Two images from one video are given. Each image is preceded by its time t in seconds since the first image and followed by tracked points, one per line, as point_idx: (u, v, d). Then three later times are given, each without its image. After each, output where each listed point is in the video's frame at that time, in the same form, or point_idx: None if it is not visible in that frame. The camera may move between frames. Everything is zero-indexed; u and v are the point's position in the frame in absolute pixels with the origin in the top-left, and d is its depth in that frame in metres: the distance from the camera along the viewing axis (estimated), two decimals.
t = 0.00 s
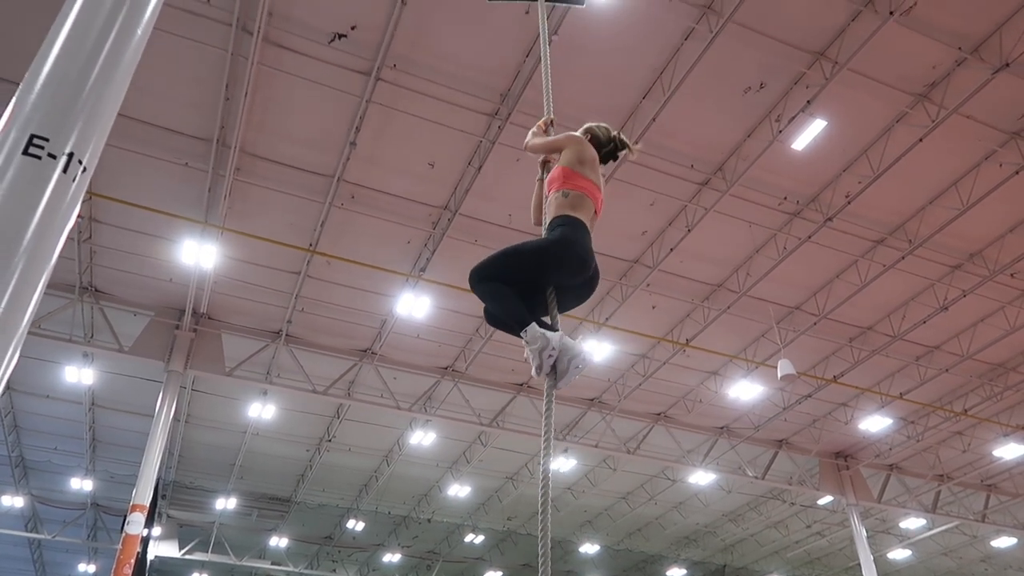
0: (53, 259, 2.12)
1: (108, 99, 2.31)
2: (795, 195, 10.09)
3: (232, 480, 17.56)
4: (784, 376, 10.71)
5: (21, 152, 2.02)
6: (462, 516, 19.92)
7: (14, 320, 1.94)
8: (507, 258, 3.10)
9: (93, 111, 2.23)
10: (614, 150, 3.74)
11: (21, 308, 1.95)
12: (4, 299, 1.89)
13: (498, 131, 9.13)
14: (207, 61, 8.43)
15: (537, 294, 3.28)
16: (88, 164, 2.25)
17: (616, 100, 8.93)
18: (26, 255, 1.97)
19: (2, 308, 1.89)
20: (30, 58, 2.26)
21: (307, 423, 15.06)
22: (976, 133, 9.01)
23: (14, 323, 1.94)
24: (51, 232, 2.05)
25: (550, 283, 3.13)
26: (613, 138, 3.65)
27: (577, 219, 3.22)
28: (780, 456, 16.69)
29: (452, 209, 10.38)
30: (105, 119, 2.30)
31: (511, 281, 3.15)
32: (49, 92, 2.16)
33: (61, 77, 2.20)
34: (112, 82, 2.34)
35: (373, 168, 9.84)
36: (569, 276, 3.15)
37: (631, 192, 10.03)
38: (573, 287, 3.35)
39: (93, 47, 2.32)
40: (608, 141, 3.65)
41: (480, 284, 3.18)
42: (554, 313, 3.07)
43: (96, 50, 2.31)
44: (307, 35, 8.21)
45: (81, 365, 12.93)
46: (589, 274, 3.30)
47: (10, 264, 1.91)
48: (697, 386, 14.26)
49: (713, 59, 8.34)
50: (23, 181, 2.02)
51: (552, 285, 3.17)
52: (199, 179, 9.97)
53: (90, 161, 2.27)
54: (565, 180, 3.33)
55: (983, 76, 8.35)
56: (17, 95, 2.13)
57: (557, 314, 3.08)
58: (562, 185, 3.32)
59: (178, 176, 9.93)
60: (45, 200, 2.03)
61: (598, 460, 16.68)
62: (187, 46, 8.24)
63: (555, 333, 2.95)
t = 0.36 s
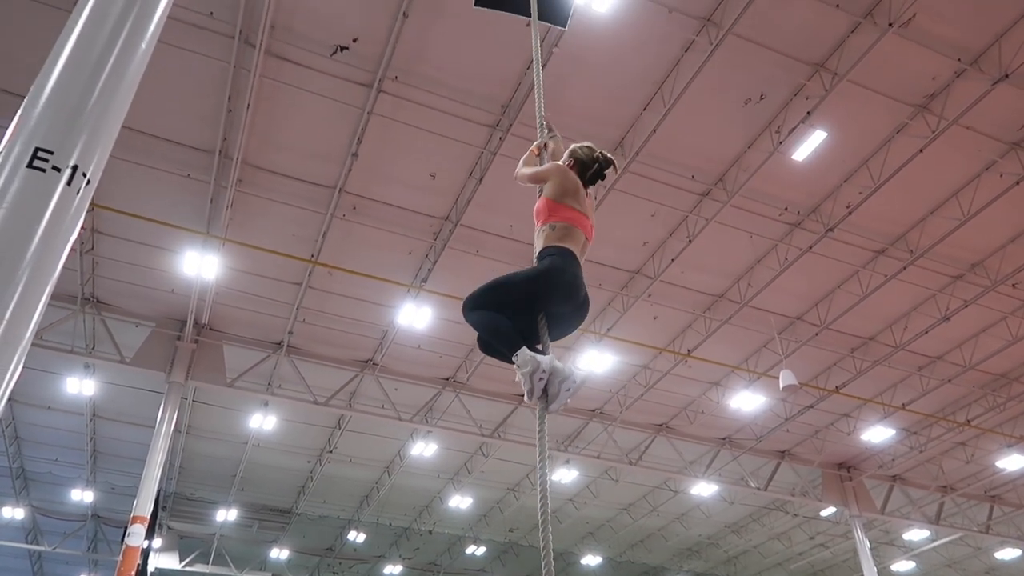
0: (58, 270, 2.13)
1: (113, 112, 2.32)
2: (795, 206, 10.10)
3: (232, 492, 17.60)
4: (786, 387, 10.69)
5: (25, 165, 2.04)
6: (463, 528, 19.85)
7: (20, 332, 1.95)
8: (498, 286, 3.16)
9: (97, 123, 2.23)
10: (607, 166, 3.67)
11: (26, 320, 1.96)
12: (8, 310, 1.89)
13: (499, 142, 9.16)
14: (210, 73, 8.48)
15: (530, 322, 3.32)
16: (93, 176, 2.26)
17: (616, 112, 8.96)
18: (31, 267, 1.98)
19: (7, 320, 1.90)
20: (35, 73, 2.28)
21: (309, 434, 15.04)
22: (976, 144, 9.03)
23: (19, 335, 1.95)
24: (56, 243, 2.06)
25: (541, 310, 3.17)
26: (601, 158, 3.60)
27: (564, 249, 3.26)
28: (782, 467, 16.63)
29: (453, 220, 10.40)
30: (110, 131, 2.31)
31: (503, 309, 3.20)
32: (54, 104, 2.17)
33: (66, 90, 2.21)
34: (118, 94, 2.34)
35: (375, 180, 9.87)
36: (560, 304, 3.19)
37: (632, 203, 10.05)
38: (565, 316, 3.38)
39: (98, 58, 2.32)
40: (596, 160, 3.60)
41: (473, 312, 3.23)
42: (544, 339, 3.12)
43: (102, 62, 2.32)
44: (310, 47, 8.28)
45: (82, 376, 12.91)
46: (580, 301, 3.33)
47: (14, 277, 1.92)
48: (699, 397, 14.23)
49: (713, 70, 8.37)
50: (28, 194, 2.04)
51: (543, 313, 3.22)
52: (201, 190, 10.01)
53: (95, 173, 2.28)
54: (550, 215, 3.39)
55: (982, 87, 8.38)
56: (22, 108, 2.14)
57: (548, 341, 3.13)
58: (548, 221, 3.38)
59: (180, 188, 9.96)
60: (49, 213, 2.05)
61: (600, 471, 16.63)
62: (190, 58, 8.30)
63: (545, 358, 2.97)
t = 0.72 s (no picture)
0: (61, 279, 2.13)
1: (117, 121, 2.32)
2: (797, 212, 10.11)
3: (234, 500, 17.61)
4: (789, 393, 10.67)
5: (29, 175, 2.05)
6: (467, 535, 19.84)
7: (23, 342, 1.95)
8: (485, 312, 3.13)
9: (100, 132, 2.23)
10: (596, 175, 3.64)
11: (29, 329, 1.96)
12: (11, 320, 1.90)
13: (500, 150, 9.17)
14: (212, 82, 8.51)
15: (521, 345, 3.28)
16: (96, 186, 2.26)
17: (618, 119, 8.98)
18: (34, 276, 1.98)
19: (9, 330, 1.90)
20: (40, 82, 2.29)
21: (311, 441, 15.02)
22: (977, 149, 9.03)
23: (23, 344, 1.95)
24: (59, 252, 2.07)
25: (529, 332, 3.13)
26: (589, 170, 3.58)
27: (551, 270, 3.27)
28: (786, 473, 16.58)
29: (455, 227, 10.40)
30: (113, 140, 2.31)
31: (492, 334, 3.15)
32: (58, 114, 2.18)
33: (69, 100, 2.22)
34: (121, 103, 2.34)
35: (377, 187, 9.89)
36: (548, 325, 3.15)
37: (633, 209, 10.06)
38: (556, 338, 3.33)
39: (101, 67, 2.32)
40: (584, 173, 3.58)
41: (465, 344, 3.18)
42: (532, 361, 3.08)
43: (105, 72, 2.31)
44: (312, 56, 8.31)
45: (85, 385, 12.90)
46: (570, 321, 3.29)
47: (17, 286, 1.92)
48: (702, 403, 14.21)
49: (714, 77, 8.39)
50: (30, 204, 2.05)
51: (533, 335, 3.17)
52: (203, 199, 10.03)
53: (98, 183, 2.28)
54: (538, 235, 3.41)
55: (983, 93, 8.38)
56: (26, 117, 2.15)
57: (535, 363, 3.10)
58: (537, 240, 3.41)
59: (183, 196, 9.98)
60: (52, 222, 2.05)
61: (603, 478, 16.59)
62: (193, 67, 8.33)
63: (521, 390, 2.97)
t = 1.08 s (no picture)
0: (66, 287, 2.14)
1: (122, 129, 2.33)
2: (800, 218, 10.11)
3: (238, 508, 17.65)
4: (793, 400, 10.64)
5: (34, 184, 2.07)
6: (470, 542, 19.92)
7: (28, 350, 1.95)
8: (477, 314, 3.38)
9: (105, 141, 2.24)
10: (590, 170, 3.86)
11: (35, 337, 1.96)
12: (16, 328, 1.91)
13: (503, 157, 9.19)
14: (216, 91, 8.55)
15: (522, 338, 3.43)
16: (101, 196, 2.27)
17: (620, 126, 9.00)
18: (39, 284, 1.99)
19: (15, 338, 1.91)
20: (46, 91, 2.30)
21: (314, 448, 15.02)
22: (980, 155, 9.03)
23: (28, 351, 1.95)
24: (65, 261, 2.08)
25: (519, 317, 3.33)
26: (582, 164, 3.82)
27: (535, 252, 3.48)
28: (790, 480, 16.53)
29: (458, 234, 10.42)
30: (118, 149, 2.32)
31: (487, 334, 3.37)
32: (63, 123, 2.19)
33: (75, 110, 2.23)
34: (126, 112, 2.35)
35: (380, 195, 9.92)
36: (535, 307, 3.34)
37: (636, 216, 10.07)
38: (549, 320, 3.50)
39: (106, 77, 2.32)
40: (577, 167, 3.82)
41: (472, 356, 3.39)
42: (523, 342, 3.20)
43: (110, 81, 2.32)
44: (315, 64, 8.34)
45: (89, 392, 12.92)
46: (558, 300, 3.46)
47: (21, 294, 1.93)
48: (706, 410, 14.18)
49: (716, 83, 8.40)
50: (36, 213, 2.06)
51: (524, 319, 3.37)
52: (207, 206, 10.05)
53: (103, 192, 2.28)
54: (531, 224, 3.57)
55: (986, 99, 8.38)
56: (32, 127, 2.17)
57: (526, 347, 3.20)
58: (532, 231, 3.56)
59: (187, 204, 10.02)
60: (57, 231, 2.06)
61: (607, 485, 16.56)
62: (197, 76, 8.37)
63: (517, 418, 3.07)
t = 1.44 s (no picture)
0: (73, 296, 2.15)
1: (127, 140, 2.34)
2: (805, 223, 10.10)
3: (244, 516, 17.65)
4: (800, 405, 10.60)
5: (40, 195, 2.09)
6: (476, 550, 19.86)
7: (34, 360, 1.96)
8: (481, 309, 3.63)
9: (110, 152, 2.25)
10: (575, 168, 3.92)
11: (41, 346, 1.98)
12: (22, 339, 1.92)
13: (507, 164, 9.21)
14: (221, 101, 8.60)
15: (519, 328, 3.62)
16: (107, 206, 2.28)
17: (623, 133, 9.02)
18: (46, 294, 2.00)
19: (22, 348, 1.92)
20: (53, 103, 2.32)
21: (321, 456, 15.03)
22: (984, 159, 9.01)
23: (35, 361, 1.96)
24: (71, 271, 2.09)
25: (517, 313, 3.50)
26: (566, 165, 3.87)
27: (534, 255, 3.58)
28: (797, 485, 16.47)
29: (462, 241, 10.44)
30: (123, 160, 2.33)
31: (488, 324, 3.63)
32: (69, 134, 2.21)
33: (81, 121, 2.24)
34: (131, 122, 2.36)
35: (384, 203, 9.96)
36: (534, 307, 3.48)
37: (640, 222, 10.08)
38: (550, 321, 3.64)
39: (112, 88, 2.34)
40: (563, 170, 3.87)
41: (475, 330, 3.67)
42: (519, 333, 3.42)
43: (115, 92, 2.34)
44: (319, 73, 8.39)
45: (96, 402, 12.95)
46: (559, 303, 3.56)
47: (28, 303, 1.94)
48: (712, 416, 14.15)
49: (719, 88, 8.41)
50: (42, 224, 2.08)
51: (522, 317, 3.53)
52: (213, 216, 10.10)
53: (109, 202, 2.30)
54: (528, 234, 3.65)
55: (990, 103, 8.36)
56: (39, 138, 2.19)
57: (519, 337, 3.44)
58: (529, 240, 3.63)
59: (192, 214, 10.06)
60: (63, 242, 2.07)
61: (613, 492, 16.51)
62: (202, 86, 8.42)
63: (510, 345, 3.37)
